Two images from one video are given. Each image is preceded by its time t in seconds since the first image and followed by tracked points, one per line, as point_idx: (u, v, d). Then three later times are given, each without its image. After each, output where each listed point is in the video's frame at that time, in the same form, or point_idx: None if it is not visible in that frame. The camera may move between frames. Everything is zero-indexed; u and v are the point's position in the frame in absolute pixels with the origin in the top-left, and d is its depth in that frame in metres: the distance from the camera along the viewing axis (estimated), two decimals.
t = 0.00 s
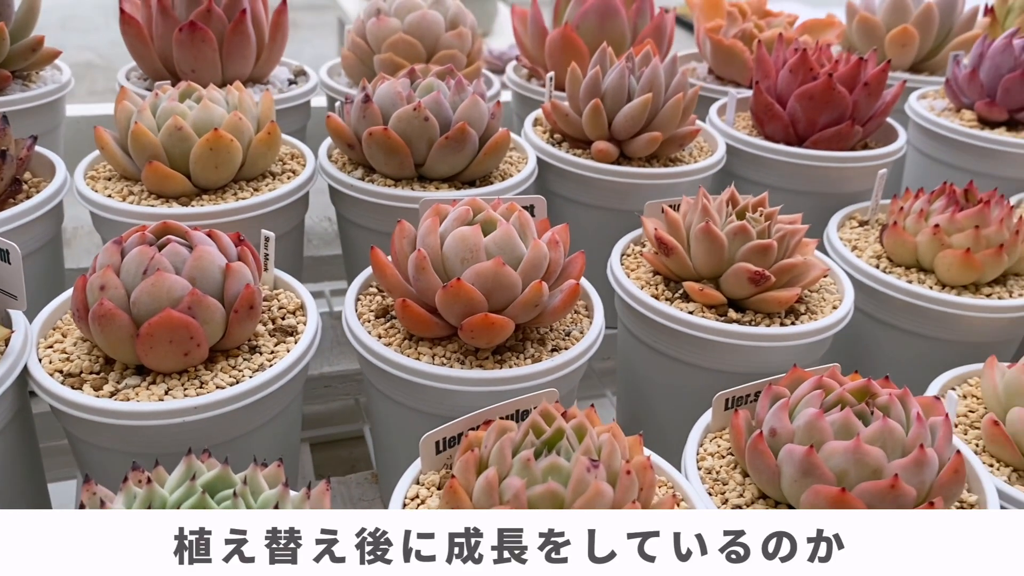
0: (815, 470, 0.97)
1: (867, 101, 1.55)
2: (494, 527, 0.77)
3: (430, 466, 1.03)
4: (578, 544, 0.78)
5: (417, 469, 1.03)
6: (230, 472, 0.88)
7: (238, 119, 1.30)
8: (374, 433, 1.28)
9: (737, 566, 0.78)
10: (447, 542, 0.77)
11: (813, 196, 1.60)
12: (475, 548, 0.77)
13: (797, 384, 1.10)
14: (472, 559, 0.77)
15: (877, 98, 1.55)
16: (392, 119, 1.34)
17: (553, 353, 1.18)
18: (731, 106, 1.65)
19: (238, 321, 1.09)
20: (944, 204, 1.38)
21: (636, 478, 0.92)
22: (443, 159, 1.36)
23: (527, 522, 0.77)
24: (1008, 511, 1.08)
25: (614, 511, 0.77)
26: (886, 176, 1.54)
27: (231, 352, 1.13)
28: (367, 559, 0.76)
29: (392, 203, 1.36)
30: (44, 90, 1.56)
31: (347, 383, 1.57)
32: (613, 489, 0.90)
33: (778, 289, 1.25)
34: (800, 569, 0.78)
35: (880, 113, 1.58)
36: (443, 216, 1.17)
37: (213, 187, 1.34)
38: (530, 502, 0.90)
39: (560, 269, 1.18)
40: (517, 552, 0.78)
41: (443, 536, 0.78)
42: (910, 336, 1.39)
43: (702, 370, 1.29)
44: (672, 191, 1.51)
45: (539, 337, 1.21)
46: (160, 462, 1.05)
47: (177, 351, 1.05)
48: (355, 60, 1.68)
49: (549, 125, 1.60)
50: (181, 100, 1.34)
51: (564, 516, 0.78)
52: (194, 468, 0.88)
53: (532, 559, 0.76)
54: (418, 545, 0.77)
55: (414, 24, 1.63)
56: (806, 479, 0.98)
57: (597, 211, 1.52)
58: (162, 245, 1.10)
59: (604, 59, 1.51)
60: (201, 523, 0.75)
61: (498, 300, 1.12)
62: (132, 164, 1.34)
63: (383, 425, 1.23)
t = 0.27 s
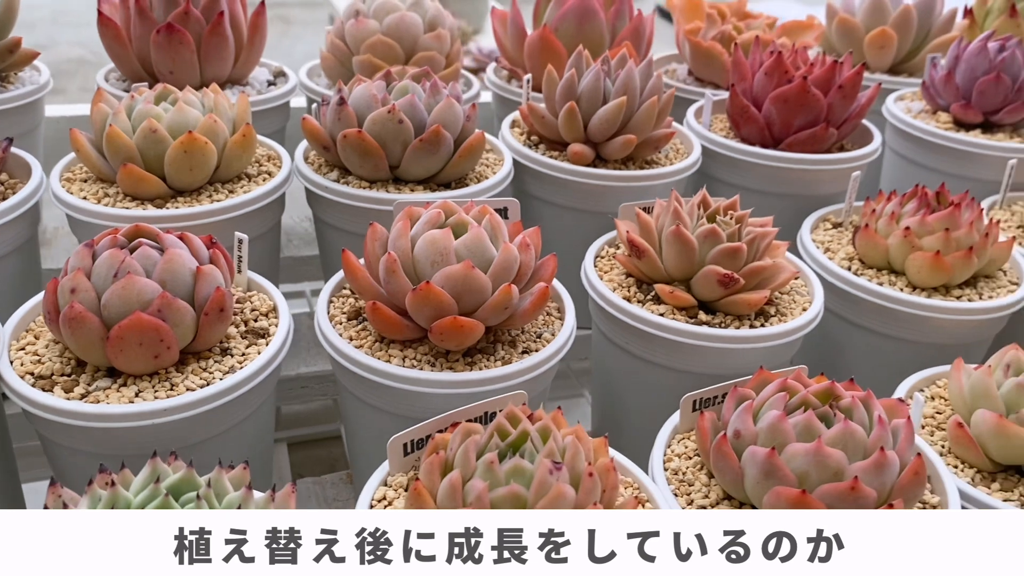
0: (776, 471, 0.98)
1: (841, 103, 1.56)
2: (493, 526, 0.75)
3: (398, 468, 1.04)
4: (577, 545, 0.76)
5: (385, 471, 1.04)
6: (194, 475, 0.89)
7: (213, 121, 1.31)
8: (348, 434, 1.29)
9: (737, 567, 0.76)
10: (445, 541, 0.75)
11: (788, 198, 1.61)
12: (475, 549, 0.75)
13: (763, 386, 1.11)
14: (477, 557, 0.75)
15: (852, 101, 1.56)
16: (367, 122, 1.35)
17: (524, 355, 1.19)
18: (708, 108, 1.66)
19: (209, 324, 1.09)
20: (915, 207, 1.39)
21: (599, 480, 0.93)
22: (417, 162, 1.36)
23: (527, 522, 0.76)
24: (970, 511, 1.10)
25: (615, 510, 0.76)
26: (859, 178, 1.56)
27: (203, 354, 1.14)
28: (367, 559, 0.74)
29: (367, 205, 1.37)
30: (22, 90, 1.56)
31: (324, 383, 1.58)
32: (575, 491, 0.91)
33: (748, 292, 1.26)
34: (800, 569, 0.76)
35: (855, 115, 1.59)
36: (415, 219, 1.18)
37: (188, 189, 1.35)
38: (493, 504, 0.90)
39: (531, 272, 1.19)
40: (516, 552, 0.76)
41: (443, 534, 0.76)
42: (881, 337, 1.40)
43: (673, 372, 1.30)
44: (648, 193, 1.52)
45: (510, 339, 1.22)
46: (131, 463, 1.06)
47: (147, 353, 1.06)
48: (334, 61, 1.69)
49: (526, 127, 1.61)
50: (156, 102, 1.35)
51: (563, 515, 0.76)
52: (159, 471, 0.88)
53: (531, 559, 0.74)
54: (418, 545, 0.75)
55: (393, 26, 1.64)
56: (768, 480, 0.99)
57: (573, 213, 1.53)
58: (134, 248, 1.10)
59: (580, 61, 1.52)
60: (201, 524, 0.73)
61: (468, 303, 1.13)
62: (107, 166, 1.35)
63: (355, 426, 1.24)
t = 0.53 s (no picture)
0: (751, 472, 0.99)
1: (824, 105, 1.57)
2: (496, 527, 0.80)
3: (377, 468, 1.04)
4: (577, 544, 0.80)
5: (364, 471, 1.04)
6: (171, 475, 0.89)
7: (196, 122, 1.31)
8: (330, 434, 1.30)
9: (736, 566, 0.82)
10: (448, 542, 0.80)
11: (771, 199, 1.62)
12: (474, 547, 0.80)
13: (741, 386, 1.12)
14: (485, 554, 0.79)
15: (835, 102, 1.57)
16: (350, 123, 1.35)
17: (504, 355, 1.19)
18: (692, 109, 1.67)
19: (189, 324, 1.10)
20: (896, 208, 1.40)
21: (574, 481, 0.94)
22: (400, 162, 1.37)
23: (527, 521, 0.80)
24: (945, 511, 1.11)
25: (615, 512, 0.81)
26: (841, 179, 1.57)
27: (184, 354, 1.15)
28: (366, 559, 0.79)
29: (350, 206, 1.37)
30: (7, 91, 1.56)
31: (310, 383, 1.59)
32: (550, 492, 0.92)
33: (728, 293, 1.27)
34: (798, 569, 0.82)
35: (838, 117, 1.59)
36: (396, 220, 1.18)
37: (171, 189, 1.35)
38: (468, 504, 0.91)
39: (511, 273, 1.20)
40: (517, 552, 0.81)
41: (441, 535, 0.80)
42: (861, 337, 1.41)
43: (654, 372, 1.31)
44: (631, 194, 1.53)
45: (490, 340, 1.22)
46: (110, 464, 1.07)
47: (127, 353, 1.06)
48: (320, 62, 1.69)
49: (510, 128, 1.62)
50: (140, 103, 1.35)
51: (565, 516, 0.81)
52: (136, 471, 0.88)
53: (534, 558, 0.79)
54: (418, 545, 0.80)
55: (378, 27, 1.64)
56: (743, 480, 1.00)
57: (556, 214, 1.54)
58: (115, 249, 1.11)
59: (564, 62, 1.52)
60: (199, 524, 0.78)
61: (448, 303, 1.13)
62: (90, 166, 1.35)
63: (337, 426, 1.24)
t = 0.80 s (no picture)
0: (727, 470, 1.00)
1: (808, 104, 1.57)
2: (494, 527, 0.79)
3: (356, 466, 1.05)
4: (577, 543, 0.80)
5: (343, 469, 1.05)
6: (148, 473, 0.90)
7: (179, 121, 1.31)
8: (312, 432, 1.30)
9: (736, 566, 0.81)
10: (446, 542, 0.80)
11: (755, 198, 1.63)
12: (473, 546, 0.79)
13: (719, 385, 1.13)
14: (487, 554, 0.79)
15: (818, 102, 1.58)
16: (333, 122, 1.36)
17: (484, 354, 1.20)
18: (677, 109, 1.67)
19: (169, 323, 1.10)
20: (877, 208, 1.40)
21: (550, 479, 0.94)
22: (384, 161, 1.37)
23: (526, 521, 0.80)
24: (921, 509, 1.11)
25: (616, 511, 0.81)
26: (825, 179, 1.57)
27: (164, 353, 1.15)
28: (366, 558, 0.78)
29: (333, 205, 1.38)
30: None
31: (294, 381, 1.59)
32: (526, 490, 0.92)
33: (708, 292, 1.28)
34: (799, 568, 0.80)
35: (822, 116, 1.60)
36: (377, 219, 1.19)
37: (155, 188, 1.35)
38: (444, 503, 0.91)
39: (492, 272, 1.20)
40: (516, 552, 0.81)
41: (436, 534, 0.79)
42: (843, 336, 1.42)
43: (635, 371, 1.32)
44: (615, 194, 1.53)
45: (471, 339, 1.23)
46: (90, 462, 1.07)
47: (107, 352, 1.06)
48: (306, 60, 1.69)
49: (495, 127, 1.63)
50: (123, 102, 1.35)
51: (564, 515, 0.81)
52: (113, 470, 0.89)
53: (531, 559, 0.79)
54: (418, 545, 0.79)
55: (364, 25, 1.64)
56: (719, 478, 1.01)
57: (541, 213, 1.54)
58: (95, 247, 1.11)
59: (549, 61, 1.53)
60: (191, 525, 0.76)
61: (428, 302, 1.14)
62: (73, 165, 1.35)
63: (318, 425, 1.25)
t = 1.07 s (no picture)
0: (694, 469, 1.01)
1: (786, 104, 1.58)
2: (493, 527, 0.79)
3: (327, 465, 1.05)
4: (576, 541, 0.79)
5: (314, 468, 1.05)
6: (115, 472, 0.90)
7: (155, 120, 1.32)
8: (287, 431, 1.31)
9: (737, 566, 0.80)
10: (447, 542, 0.79)
11: (734, 197, 1.63)
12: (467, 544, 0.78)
13: (690, 384, 1.14)
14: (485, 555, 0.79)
15: (796, 102, 1.58)
16: (310, 121, 1.36)
17: (458, 353, 1.20)
18: (656, 108, 1.68)
19: (142, 322, 1.11)
20: (853, 208, 1.41)
21: (517, 478, 0.95)
22: (360, 160, 1.38)
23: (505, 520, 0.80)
24: (888, 507, 1.12)
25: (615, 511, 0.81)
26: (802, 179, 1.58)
27: (138, 352, 1.15)
28: (366, 559, 0.77)
29: (310, 204, 1.38)
30: None
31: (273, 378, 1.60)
32: (493, 489, 0.93)
33: (682, 291, 1.29)
34: (799, 569, 0.79)
35: (800, 116, 1.61)
36: (351, 219, 1.19)
37: (131, 186, 1.35)
38: (411, 502, 0.92)
39: (466, 272, 1.21)
40: (516, 552, 0.80)
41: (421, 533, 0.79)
42: (817, 335, 1.43)
43: (610, 370, 1.33)
44: (593, 193, 1.54)
45: (445, 338, 1.23)
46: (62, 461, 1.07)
47: (79, 351, 1.07)
48: (287, 58, 1.69)
49: (475, 126, 1.63)
50: (99, 100, 1.35)
51: (564, 516, 0.81)
52: (79, 469, 0.90)
53: (531, 559, 0.78)
54: (418, 545, 0.79)
55: (344, 24, 1.64)
56: (686, 477, 1.02)
57: (520, 212, 1.55)
58: (68, 246, 1.11)
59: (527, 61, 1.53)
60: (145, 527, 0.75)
61: (401, 302, 1.14)
62: (50, 163, 1.36)
63: (292, 423, 1.25)
